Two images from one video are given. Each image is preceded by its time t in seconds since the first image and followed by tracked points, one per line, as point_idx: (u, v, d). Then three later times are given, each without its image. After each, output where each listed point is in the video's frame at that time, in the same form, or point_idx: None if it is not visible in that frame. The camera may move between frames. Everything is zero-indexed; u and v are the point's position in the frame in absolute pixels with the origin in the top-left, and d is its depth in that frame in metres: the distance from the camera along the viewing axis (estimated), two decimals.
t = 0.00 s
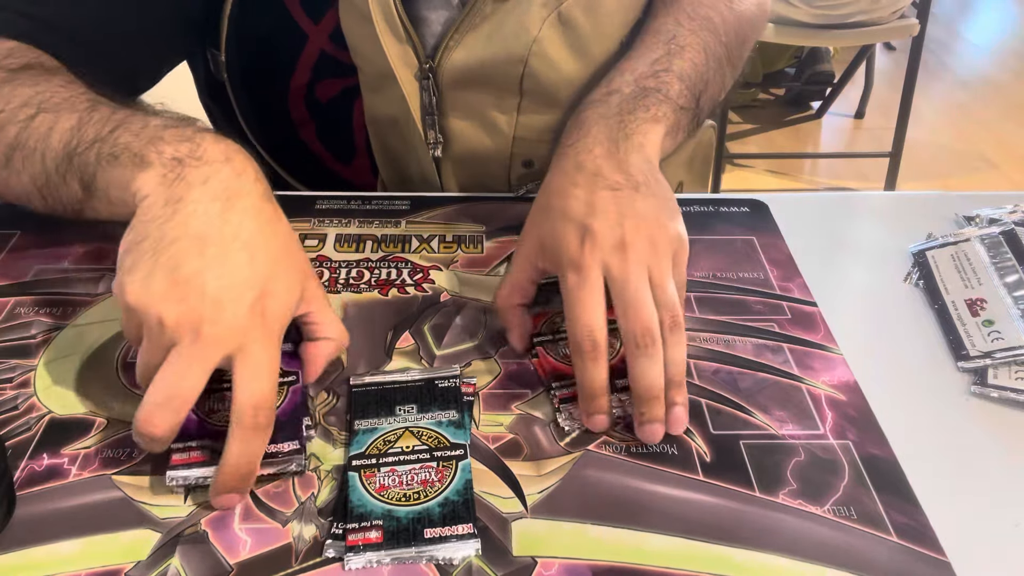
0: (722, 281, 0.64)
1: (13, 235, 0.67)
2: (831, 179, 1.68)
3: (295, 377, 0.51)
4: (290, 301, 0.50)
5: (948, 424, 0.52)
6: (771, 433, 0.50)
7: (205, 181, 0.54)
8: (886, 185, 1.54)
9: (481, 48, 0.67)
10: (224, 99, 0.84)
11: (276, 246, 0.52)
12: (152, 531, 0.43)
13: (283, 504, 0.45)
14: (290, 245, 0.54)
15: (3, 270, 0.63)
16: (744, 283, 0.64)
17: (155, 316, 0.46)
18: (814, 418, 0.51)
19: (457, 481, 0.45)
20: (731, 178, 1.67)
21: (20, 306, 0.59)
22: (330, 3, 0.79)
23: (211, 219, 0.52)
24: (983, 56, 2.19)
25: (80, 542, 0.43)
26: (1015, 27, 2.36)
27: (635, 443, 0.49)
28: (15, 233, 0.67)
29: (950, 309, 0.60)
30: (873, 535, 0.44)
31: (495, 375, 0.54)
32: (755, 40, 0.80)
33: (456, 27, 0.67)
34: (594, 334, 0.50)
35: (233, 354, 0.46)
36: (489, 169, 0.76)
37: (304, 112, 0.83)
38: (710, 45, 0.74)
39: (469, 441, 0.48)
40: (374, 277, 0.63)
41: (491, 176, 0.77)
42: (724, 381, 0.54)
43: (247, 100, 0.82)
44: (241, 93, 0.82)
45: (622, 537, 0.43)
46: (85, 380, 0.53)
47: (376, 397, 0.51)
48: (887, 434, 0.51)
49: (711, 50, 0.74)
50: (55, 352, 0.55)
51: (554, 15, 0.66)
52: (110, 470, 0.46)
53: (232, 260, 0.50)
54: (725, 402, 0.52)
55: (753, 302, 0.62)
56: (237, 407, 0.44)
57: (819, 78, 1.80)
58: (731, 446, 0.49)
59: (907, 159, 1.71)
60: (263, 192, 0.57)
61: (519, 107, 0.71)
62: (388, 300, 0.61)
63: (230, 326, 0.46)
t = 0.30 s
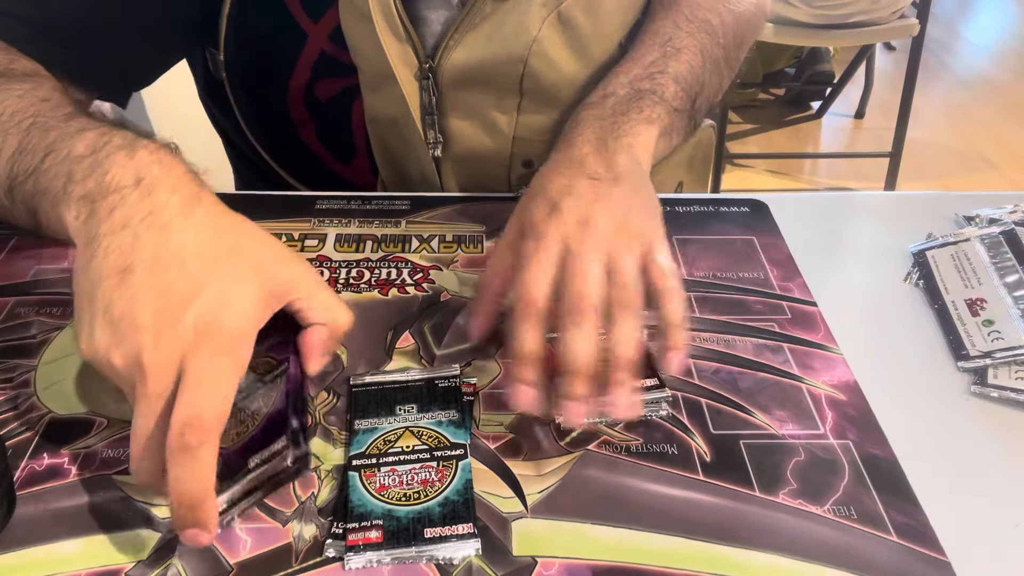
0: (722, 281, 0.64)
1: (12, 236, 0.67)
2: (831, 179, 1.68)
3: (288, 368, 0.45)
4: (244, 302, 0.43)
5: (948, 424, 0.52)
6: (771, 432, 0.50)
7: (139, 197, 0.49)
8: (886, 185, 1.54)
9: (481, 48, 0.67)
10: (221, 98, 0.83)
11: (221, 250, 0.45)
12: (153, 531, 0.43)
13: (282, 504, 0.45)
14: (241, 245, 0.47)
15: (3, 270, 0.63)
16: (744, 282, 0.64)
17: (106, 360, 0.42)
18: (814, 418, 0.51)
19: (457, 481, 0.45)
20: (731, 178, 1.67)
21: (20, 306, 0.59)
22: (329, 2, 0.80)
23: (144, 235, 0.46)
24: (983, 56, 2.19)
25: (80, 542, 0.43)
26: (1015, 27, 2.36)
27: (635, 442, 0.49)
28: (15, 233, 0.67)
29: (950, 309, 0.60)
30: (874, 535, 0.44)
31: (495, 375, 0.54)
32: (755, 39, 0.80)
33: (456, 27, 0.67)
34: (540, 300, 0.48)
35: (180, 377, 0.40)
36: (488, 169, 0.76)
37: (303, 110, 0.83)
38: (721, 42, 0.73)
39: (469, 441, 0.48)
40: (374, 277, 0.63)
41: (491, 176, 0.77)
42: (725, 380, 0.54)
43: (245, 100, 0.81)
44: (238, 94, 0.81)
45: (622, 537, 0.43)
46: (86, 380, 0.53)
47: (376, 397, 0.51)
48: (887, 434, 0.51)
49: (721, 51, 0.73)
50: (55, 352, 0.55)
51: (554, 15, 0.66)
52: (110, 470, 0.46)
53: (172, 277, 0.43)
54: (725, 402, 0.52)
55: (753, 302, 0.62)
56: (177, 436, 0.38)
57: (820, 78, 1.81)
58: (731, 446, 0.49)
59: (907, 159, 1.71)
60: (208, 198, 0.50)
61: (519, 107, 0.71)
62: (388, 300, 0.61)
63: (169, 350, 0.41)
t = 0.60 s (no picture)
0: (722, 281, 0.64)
1: (12, 236, 0.67)
2: (831, 179, 1.68)
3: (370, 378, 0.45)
4: (311, 289, 0.40)
5: (948, 424, 0.52)
6: (771, 432, 0.50)
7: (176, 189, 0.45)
8: (886, 185, 1.54)
9: (479, 52, 0.67)
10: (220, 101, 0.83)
11: (276, 237, 0.42)
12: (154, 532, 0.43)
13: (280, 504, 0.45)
14: (296, 232, 0.43)
15: (3, 271, 0.63)
16: (744, 282, 0.64)
17: (170, 365, 0.39)
18: (814, 418, 0.51)
19: (458, 480, 0.45)
20: (731, 178, 1.67)
21: (20, 306, 0.59)
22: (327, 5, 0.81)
23: (193, 221, 0.42)
24: (983, 56, 2.19)
25: (80, 542, 0.43)
26: (1015, 27, 2.36)
27: (634, 442, 0.49)
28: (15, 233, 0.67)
29: (950, 309, 0.60)
30: (874, 535, 0.44)
31: (495, 375, 0.54)
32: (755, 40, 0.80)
33: (455, 31, 0.67)
34: (595, 260, 0.44)
35: (262, 377, 0.37)
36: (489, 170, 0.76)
37: (303, 112, 0.84)
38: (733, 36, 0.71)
39: (469, 441, 0.48)
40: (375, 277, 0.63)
41: (491, 176, 0.76)
42: (724, 380, 0.54)
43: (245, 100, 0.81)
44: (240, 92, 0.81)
45: (622, 537, 0.43)
46: (85, 380, 0.53)
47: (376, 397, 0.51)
48: (887, 434, 0.51)
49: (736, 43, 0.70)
50: (55, 352, 0.55)
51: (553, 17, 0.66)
52: (110, 470, 0.46)
53: (232, 271, 0.40)
54: (725, 402, 0.52)
55: (753, 302, 0.62)
56: (280, 443, 0.36)
57: (819, 78, 1.80)
58: (731, 446, 0.49)
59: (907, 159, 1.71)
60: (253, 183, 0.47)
61: (518, 108, 0.71)
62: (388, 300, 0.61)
63: (243, 351, 0.37)
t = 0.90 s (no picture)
0: (722, 281, 0.64)
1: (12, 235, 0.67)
2: (831, 179, 1.68)
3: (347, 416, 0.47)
4: (265, 286, 0.44)
5: (948, 424, 0.52)
6: (771, 432, 0.50)
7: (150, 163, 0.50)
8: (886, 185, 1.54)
9: (477, 53, 0.67)
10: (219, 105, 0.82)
11: (232, 233, 0.46)
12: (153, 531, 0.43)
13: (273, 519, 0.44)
14: (257, 228, 0.48)
15: (2, 271, 0.63)
16: (744, 282, 0.64)
17: (118, 340, 0.43)
18: (814, 418, 0.51)
19: (458, 480, 0.46)
20: (731, 179, 1.67)
21: (20, 306, 0.59)
22: (327, 10, 0.80)
23: (158, 207, 0.47)
24: (982, 56, 2.19)
25: (80, 542, 0.43)
26: (1015, 27, 2.36)
27: (634, 442, 0.49)
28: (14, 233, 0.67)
29: (950, 309, 0.60)
30: (874, 535, 0.44)
31: (495, 375, 0.54)
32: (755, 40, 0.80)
33: (450, 32, 0.67)
34: (620, 291, 0.51)
35: (211, 368, 0.41)
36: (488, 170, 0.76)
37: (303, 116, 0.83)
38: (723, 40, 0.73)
39: (469, 440, 0.49)
40: (375, 277, 0.63)
41: (492, 176, 0.76)
42: (724, 380, 0.54)
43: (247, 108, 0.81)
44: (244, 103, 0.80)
45: (623, 537, 0.43)
46: (86, 380, 0.53)
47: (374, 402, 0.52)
48: (888, 434, 0.51)
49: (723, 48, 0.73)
50: (55, 353, 0.55)
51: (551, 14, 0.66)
52: (110, 470, 0.46)
53: (189, 260, 0.44)
54: (725, 402, 0.52)
55: (754, 302, 0.62)
56: (228, 437, 0.40)
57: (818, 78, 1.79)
58: (731, 446, 0.49)
59: (906, 159, 1.71)
60: (224, 174, 0.52)
61: (517, 108, 0.71)
62: (388, 300, 0.61)
63: (197, 338, 0.41)
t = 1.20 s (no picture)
0: (722, 281, 0.64)
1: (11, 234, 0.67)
2: (831, 179, 1.68)
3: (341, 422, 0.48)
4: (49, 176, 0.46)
5: (948, 424, 0.52)
6: (771, 432, 0.50)
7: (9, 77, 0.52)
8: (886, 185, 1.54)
9: (478, 54, 0.67)
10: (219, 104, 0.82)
11: (19, 119, 0.49)
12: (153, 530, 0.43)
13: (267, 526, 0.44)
14: (78, 128, 0.50)
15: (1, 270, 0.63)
16: (744, 282, 0.64)
17: None
18: (814, 418, 0.51)
19: (458, 479, 0.46)
20: (731, 178, 1.67)
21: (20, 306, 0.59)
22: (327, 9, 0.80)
23: None
24: (981, 56, 2.19)
25: (80, 542, 0.43)
26: (1015, 28, 2.35)
27: (634, 442, 0.49)
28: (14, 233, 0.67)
29: (950, 309, 0.60)
30: (874, 535, 0.44)
31: (495, 375, 0.54)
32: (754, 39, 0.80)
33: (450, 32, 0.67)
34: (613, 281, 0.53)
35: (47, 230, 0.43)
36: (488, 171, 0.76)
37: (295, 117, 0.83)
38: (717, 40, 0.75)
39: (469, 440, 0.49)
40: (374, 277, 0.63)
41: (491, 176, 0.76)
42: (724, 380, 0.54)
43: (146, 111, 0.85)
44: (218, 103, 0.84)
45: (622, 536, 0.43)
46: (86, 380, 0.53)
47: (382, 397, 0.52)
48: (888, 434, 0.51)
49: (718, 46, 0.75)
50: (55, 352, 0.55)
51: (551, 16, 0.66)
52: (110, 470, 0.46)
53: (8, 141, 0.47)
54: (725, 402, 0.52)
55: (754, 302, 0.62)
56: None
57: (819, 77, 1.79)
58: (731, 445, 0.49)
59: (906, 159, 1.70)
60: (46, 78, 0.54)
61: (517, 108, 0.71)
62: (387, 300, 0.61)
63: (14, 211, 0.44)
